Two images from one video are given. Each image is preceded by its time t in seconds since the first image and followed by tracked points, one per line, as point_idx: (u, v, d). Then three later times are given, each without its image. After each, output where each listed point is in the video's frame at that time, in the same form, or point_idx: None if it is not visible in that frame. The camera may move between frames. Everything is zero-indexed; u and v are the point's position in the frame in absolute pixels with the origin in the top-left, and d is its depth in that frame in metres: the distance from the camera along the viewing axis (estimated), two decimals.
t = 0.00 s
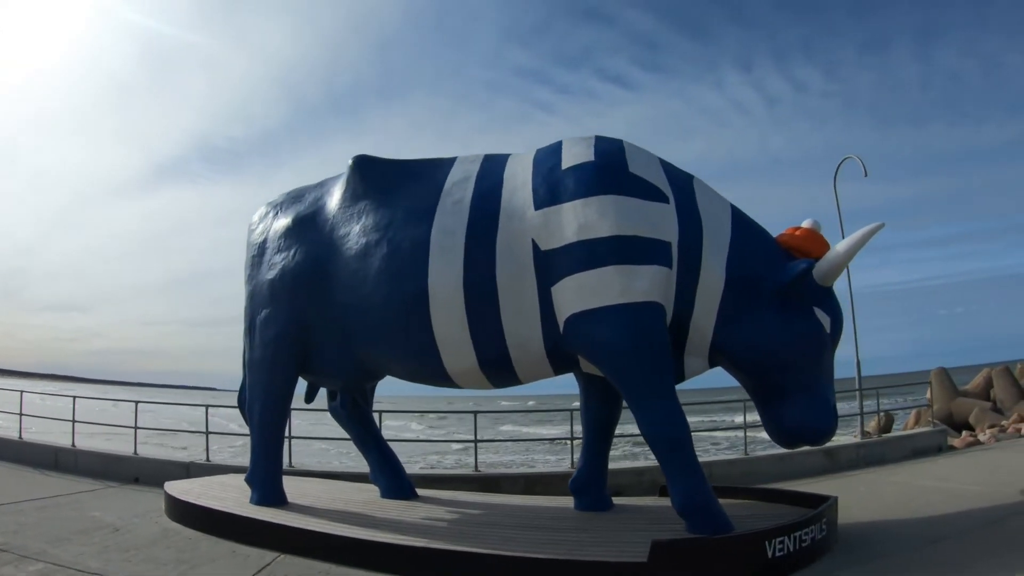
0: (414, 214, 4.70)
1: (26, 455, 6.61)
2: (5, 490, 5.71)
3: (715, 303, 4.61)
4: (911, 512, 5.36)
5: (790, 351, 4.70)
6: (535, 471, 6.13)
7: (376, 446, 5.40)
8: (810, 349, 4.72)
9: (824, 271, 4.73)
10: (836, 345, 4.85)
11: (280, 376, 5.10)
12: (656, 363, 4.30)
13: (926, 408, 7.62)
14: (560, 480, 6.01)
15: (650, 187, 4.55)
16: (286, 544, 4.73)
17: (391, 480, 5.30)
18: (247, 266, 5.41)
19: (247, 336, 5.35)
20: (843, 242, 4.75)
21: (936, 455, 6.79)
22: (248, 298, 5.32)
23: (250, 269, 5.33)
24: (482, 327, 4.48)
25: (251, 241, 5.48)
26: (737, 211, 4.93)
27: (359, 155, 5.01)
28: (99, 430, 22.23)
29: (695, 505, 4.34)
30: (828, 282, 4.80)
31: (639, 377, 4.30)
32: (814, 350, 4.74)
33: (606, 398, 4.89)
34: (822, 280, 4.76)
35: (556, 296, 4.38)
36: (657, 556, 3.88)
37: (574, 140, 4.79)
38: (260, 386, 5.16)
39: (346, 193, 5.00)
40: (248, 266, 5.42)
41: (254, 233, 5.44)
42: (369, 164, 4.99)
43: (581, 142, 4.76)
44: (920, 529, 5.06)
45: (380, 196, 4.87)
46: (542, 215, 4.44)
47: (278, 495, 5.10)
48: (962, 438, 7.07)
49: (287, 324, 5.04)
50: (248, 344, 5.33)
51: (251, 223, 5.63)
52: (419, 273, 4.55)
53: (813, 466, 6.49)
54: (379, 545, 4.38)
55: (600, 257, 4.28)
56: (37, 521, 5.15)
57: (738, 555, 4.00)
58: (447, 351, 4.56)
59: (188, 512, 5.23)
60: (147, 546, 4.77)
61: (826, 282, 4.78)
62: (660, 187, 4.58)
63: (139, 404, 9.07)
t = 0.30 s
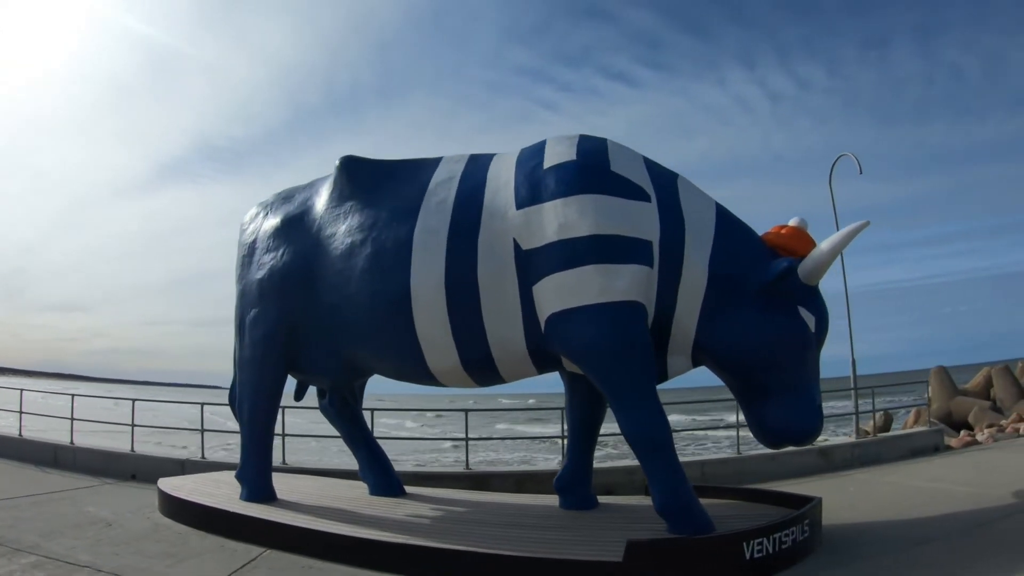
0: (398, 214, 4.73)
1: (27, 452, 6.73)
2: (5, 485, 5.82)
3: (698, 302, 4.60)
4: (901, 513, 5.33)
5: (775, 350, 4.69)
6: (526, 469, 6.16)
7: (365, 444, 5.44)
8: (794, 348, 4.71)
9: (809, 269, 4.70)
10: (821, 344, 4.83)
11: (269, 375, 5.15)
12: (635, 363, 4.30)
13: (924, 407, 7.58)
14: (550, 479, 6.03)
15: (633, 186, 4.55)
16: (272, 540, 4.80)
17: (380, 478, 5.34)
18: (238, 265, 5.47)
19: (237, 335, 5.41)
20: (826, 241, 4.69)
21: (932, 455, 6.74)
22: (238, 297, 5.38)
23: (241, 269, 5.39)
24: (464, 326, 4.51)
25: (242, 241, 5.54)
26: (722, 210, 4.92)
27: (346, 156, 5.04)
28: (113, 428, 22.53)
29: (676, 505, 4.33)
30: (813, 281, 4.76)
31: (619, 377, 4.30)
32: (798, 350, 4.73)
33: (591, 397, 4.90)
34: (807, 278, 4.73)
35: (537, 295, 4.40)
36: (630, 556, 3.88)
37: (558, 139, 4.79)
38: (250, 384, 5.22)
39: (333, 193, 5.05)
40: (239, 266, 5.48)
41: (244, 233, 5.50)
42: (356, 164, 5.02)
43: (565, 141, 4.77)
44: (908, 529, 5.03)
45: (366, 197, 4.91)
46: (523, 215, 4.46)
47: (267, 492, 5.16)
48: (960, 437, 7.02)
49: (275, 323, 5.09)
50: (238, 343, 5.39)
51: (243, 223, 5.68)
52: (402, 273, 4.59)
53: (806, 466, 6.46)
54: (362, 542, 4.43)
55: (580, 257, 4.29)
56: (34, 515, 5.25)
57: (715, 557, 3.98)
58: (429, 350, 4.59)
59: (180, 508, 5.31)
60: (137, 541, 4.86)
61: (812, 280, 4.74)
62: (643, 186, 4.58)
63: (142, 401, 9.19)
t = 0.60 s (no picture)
0: (376, 210, 4.77)
1: (24, 447, 6.83)
2: None
3: (674, 295, 4.57)
4: (886, 510, 5.29)
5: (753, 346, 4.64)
6: (512, 464, 6.18)
7: (349, 439, 5.46)
8: (773, 344, 4.66)
9: (787, 263, 4.66)
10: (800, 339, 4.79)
11: (252, 370, 5.20)
12: (610, 358, 4.29)
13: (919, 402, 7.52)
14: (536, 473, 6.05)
15: (608, 179, 4.53)
16: (252, 532, 4.85)
17: (364, 472, 5.38)
18: (223, 262, 5.52)
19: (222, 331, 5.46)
20: (806, 233, 4.62)
21: (924, 450, 6.67)
22: (223, 293, 5.43)
23: (225, 265, 5.45)
24: (438, 320, 4.54)
25: (228, 238, 5.59)
26: (701, 204, 4.88)
27: (326, 152, 5.08)
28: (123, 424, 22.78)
29: (650, 501, 4.31)
30: (792, 275, 4.72)
31: (593, 372, 4.29)
32: (777, 345, 4.68)
33: (569, 393, 4.89)
34: (785, 272, 4.69)
35: (511, 290, 4.40)
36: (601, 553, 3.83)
37: (535, 134, 4.79)
38: (233, 379, 5.27)
39: (314, 190, 5.09)
40: (224, 262, 5.53)
41: (229, 229, 5.55)
42: (335, 161, 5.05)
43: (541, 135, 4.76)
44: (889, 524, 5.01)
45: (346, 193, 4.95)
46: (497, 209, 4.47)
47: (250, 486, 5.22)
48: (953, 433, 6.96)
49: (257, 319, 5.14)
50: (223, 338, 5.45)
51: (230, 220, 5.73)
52: (377, 268, 4.63)
53: (794, 461, 6.44)
54: (337, 534, 4.47)
55: (552, 251, 4.29)
56: (24, 508, 5.35)
57: (686, 554, 3.94)
58: (405, 344, 4.62)
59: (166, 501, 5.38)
60: (121, 533, 4.94)
61: (790, 274, 4.70)
62: (618, 179, 4.56)
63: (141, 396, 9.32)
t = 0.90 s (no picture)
0: (350, 205, 4.76)
1: (14, 444, 6.85)
2: None
3: (649, 288, 4.49)
4: (869, 506, 5.17)
5: (730, 339, 4.54)
6: (496, 459, 6.18)
7: (329, 435, 5.45)
8: (750, 337, 4.56)
9: (765, 257, 4.57)
10: (778, 332, 4.70)
11: (231, 365, 5.21)
12: (582, 352, 4.26)
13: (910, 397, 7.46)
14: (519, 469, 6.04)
15: (581, 171, 4.49)
16: (228, 527, 4.86)
17: (344, 467, 5.38)
18: (203, 257, 5.53)
19: (203, 326, 5.47)
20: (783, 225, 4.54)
21: (914, 446, 6.61)
22: (203, 288, 5.43)
23: (206, 260, 5.45)
24: (410, 315, 4.53)
25: (209, 233, 5.60)
26: (679, 195, 4.81)
27: (303, 147, 5.07)
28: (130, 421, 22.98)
29: (625, 498, 4.25)
30: (770, 269, 4.63)
31: (565, 366, 4.25)
32: (755, 338, 4.58)
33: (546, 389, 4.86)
34: (763, 266, 4.60)
35: (484, 284, 4.38)
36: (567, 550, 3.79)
37: (509, 126, 4.76)
38: (213, 374, 5.28)
39: (291, 185, 5.09)
40: (204, 257, 5.54)
41: (210, 224, 5.55)
42: (312, 156, 5.05)
43: (515, 128, 4.73)
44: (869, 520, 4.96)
45: (322, 188, 4.94)
46: (470, 203, 4.45)
47: (231, 481, 5.23)
48: (945, 429, 6.89)
49: (235, 313, 5.15)
50: (203, 333, 5.45)
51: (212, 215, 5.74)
52: (350, 263, 4.63)
53: (781, 457, 6.39)
54: (310, 528, 4.48)
55: (523, 244, 4.26)
56: (7, 502, 5.39)
57: (654, 553, 3.87)
58: (378, 339, 4.62)
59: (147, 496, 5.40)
60: (101, 527, 4.96)
61: (769, 269, 4.61)
62: (592, 171, 4.52)
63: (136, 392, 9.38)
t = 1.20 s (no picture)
0: (326, 201, 4.76)
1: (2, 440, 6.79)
2: None
3: (624, 285, 4.43)
4: (852, 508, 5.07)
5: (706, 337, 4.48)
6: (479, 455, 6.17)
7: (309, 431, 5.44)
8: (727, 335, 4.51)
9: (743, 253, 4.47)
10: (757, 330, 4.63)
11: (211, 361, 5.21)
12: (555, 349, 4.24)
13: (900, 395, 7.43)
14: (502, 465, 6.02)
15: (555, 165, 4.44)
16: (207, 523, 4.87)
17: (324, 463, 5.38)
18: (185, 253, 5.52)
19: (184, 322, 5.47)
20: (760, 221, 4.43)
21: (903, 444, 6.56)
22: (184, 284, 5.44)
23: (186, 255, 5.45)
24: (384, 312, 4.52)
25: (190, 229, 5.59)
26: (657, 189, 4.76)
27: (281, 144, 5.07)
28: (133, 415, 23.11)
29: (598, 497, 4.21)
30: (748, 266, 4.54)
31: (537, 363, 4.23)
32: (731, 337, 4.53)
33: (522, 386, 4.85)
34: (741, 263, 4.51)
35: (457, 281, 4.36)
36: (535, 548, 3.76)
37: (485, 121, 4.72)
38: (193, 370, 5.29)
39: (269, 182, 5.09)
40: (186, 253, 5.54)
41: (191, 220, 5.54)
42: (290, 152, 5.04)
43: (491, 122, 4.69)
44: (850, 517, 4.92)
45: (299, 185, 4.94)
46: (443, 199, 4.43)
47: (212, 477, 5.23)
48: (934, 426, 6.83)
49: (215, 310, 5.15)
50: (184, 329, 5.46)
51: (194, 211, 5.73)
52: (325, 260, 4.63)
53: (768, 454, 6.34)
54: (285, 525, 4.48)
55: (495, 240, 4.23)
56: None
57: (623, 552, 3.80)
58: (353, 336, 4.62)
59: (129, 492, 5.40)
60: (82, 522, 4.97)
61: (747, 265, 4.52)
62: (567, 165, 4.47)
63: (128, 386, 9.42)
